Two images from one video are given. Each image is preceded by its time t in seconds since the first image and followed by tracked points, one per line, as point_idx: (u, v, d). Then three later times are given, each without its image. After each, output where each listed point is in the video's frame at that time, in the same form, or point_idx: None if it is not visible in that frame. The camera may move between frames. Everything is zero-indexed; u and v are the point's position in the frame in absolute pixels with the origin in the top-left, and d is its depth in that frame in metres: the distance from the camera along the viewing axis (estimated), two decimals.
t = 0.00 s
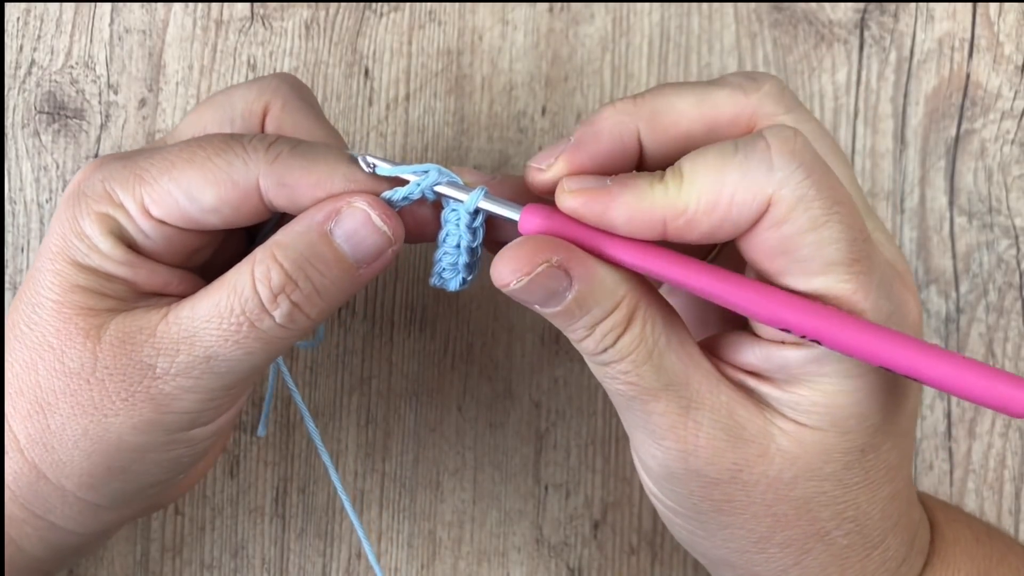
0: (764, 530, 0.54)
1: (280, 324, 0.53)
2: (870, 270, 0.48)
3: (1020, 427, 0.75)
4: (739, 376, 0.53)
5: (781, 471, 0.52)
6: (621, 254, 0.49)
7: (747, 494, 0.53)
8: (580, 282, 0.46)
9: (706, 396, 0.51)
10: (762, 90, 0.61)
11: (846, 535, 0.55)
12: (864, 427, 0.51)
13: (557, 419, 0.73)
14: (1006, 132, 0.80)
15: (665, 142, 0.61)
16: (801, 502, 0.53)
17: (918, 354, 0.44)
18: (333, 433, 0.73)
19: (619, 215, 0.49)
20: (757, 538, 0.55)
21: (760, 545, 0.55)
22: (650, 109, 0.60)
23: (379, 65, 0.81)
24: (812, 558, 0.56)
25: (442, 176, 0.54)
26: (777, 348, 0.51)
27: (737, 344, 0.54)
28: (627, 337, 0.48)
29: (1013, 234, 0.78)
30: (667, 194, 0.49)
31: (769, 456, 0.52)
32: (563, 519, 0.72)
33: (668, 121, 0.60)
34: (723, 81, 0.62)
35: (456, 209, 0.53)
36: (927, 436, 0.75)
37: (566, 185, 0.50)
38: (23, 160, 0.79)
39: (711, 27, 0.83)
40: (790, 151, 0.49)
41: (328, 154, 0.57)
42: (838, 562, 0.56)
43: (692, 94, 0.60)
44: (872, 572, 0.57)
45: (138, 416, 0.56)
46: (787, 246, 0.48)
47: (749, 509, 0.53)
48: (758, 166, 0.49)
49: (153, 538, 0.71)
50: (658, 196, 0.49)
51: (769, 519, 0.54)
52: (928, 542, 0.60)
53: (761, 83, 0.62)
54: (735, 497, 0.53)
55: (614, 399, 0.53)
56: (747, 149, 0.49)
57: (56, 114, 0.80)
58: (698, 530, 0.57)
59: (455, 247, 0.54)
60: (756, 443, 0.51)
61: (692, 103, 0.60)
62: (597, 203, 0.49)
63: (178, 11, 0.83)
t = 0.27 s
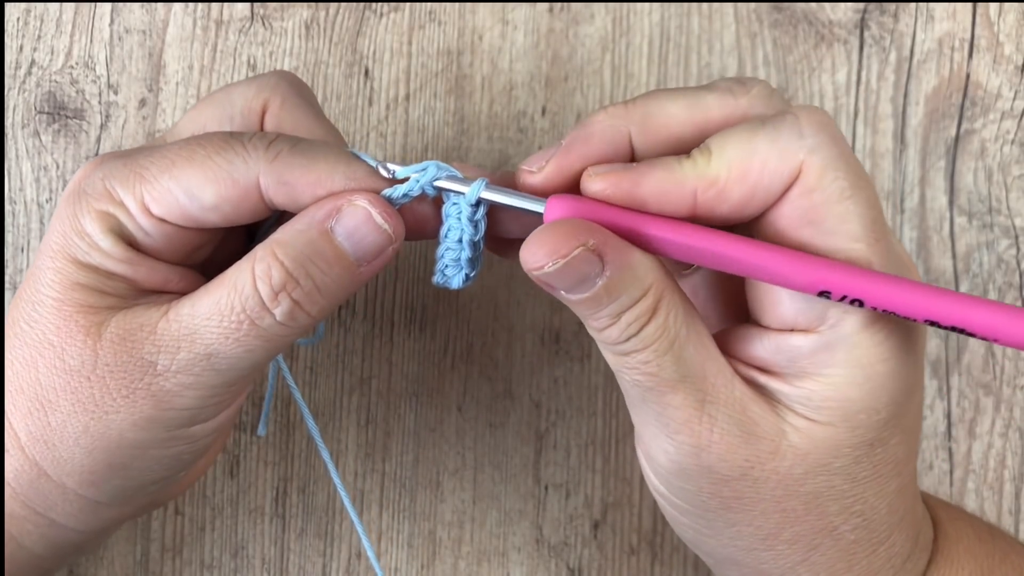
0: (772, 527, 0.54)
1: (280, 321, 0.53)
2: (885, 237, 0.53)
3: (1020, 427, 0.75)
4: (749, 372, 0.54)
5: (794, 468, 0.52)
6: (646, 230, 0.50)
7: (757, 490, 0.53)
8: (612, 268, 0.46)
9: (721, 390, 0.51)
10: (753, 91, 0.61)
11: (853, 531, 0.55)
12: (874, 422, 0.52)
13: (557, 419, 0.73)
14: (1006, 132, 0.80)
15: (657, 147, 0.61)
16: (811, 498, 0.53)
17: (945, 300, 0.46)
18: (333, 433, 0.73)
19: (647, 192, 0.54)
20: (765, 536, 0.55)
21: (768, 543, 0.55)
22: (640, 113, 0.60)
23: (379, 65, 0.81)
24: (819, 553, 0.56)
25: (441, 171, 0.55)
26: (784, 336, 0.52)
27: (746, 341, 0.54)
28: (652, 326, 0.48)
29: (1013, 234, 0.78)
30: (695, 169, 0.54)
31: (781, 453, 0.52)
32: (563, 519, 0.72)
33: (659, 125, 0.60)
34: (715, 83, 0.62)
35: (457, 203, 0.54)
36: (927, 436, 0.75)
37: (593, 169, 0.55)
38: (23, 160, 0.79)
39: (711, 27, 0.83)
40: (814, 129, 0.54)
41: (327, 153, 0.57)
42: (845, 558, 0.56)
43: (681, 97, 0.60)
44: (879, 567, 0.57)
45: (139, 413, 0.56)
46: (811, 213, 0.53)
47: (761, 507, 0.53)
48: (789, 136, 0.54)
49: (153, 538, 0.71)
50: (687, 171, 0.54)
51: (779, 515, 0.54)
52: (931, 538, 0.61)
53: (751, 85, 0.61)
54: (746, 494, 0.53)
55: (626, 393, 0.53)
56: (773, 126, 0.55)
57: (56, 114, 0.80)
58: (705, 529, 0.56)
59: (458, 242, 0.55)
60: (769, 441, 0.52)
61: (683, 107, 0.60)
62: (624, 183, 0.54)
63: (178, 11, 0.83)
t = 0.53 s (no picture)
0: (779, 525, 0.54)
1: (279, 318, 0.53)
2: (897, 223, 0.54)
3: (1020, 427, 0.75)
4: (757, 368, 0.54)
5: (803, 465, 0.52)
6: (669, 208, 0.51)
7: (765, 488, 0.53)
8: (642, 252, 0.46)
9: (735, 384, 0.51)
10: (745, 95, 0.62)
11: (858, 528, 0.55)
12: (881, 418, 0.52)
13: (557, 419, 0.73)
14: (1006, 132, 0.80)
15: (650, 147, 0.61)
16: (818, 495, 0.54)
17: (973, 260, 0.47)
18: (333, 433, 0.73)
19: (667, 174, 0.55)
20: (773, 534, 0.54)
21: (777, 541, 0.55)
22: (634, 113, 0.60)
23: (379, 65, 0.81)
24: (827, 550, 0.55)
25: (440, 167, 0.55)
26: (791, 329, 0.53)
27: (753, 338, 0.55)
28: (674, 315, 0.47)
29: (1013, 234, 0.78)
30: (714, 152, 0.55)
31: (791, 451, 0.52)
32: (563, 519, 0.72)
33: (653, 125, 0.60)
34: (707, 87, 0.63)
35: (458, 199, 0.55)
36: (927, 436, 0.75)
37: (612, 157, 0.56)
38: (23, 160, 0.79)
39: (711, 28, 0.83)
40: (835, 115, 0.55)
41: (325, 150, 0.57)
42: (851, 554, 0.56)
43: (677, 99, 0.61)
44: (885, 564, 0.56)
45: (139, 410, 0.56)
46: (828, 197, 0.54)
47: (771, 505, 0.53)
48: (811, 121, 0.55)
49: (153, 538, 0.71)
50: (706, 155, 0.55)
51: (787, 514, 0.54)
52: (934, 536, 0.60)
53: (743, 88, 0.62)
54: (756, 492, 0.53)
55: (637, 390, 0.52)
56: (793, 112, 0.56)
57: (56, 114, 0.80)
58: (712, 529, 0.56)
59: (461, 238, 0.55)
60: (779, 438, 0.52)
61: (677, 108, 0.61)
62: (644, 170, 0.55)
63: (178, 11, 0.83)
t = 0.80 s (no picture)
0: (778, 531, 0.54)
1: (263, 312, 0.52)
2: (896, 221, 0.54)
3: (1020, 427, 0.75)
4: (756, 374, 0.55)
5: (803, 471, 0.52)
6: (667, 205, 0.51)
7: (764, 493, 0.53)
8: (646, 243, 0.46)
9: (739, 388, 0.51)
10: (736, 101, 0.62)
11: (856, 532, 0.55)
12: (875, 424, 0.52)
13: (557, 419, 0.73)
14: (1006, 132, 0.80)
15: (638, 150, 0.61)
16: (819, 498, 0.53)
17: (971, 248, 0.47)
18: (333, 433, 0.73)
19: (667, 170, 0.55)
20: (774, 539, 0.54)
21: (776, 548, 0.55)
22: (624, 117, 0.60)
23: (379, 65, 0.81)
24: (823, 557, 0.55)
25: (433, 172, 0.55)
26: (785, 330, 0.53)
27: (748, 338, 0.55)
28: (678, 313, 0.47)
29: (1013, 234, 0.78)
30: (712, 151, 0.55)
31: (791, 457, 0.52)
32: (563, 519, 0.72)
33: (642, 128, 0.60)
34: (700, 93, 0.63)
35: (452, 202, 0.55)
36: (927, 436, 0.75)
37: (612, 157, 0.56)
38: (23, 160, 0.79)
39: (711, 27, 0.83)
40: (834, 114, 0.55)
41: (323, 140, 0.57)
42: (847, 562, 0.56)
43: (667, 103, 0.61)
44: (880, 571, 0.56)
45: (131, 401, 0.55)
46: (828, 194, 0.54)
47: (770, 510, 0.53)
48: (810, 118, 0.55)
49: (153, 538, 0.71)
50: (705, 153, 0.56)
51: (786, 518, 0.54)
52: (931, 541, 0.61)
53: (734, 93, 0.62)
54: (755, 498, 0.53)
55: (638, 393, 0.52)
56: (792, 110, 0.56)
57: (56, 114, 0.80)
58: (714, 537, 0.55)
59: (456, 241, 0.55)
60: (779, 443, 0.52)
61: (668, 112, 0.61)
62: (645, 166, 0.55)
63: (178, 11, 0.83)
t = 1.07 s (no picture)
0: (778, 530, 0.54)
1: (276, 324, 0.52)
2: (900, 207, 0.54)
3: (1020, 427, 0.75)
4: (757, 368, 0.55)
5: (805, 467, 0.52)
6: (671, 190, 0.52)
7: (766, 489, 0.52)
8: (651, 223, 0.46)
9: (743, 381, 0.51)
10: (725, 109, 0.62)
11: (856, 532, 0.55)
12: (875, 414, 0.52)
13: (557, 419, 0.73)
14: (1006, 132, 0.80)
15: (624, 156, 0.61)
16: (819, 494, 0.53)
17: (974, 206, 0.47)
18: (333, 433, 0.73)
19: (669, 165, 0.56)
20: (774, 538, 0.54)
21: (775, 546, 0.55)
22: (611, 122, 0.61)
23: (379, 65, 0.81)
24: (823, 556, 0.55)
25: (439, 178, 0.56)
26: (786, 319, 0.54)
27: (751, 329, 0.56)
28: (683, 302, 0.47)
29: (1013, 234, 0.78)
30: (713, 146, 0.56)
31: (793, 451, 0.52)
32: (563, 519, 0.72)
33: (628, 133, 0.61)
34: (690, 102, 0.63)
35: (456, 208, 0.56)
36: (927, 436, 0.75)
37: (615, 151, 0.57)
38: (23, 160, 0.79)
39: (711, 27, 0.83)
40: (838, 102, 0.55)
41: (331, 150, 0.58)
42: (848, 560, 0.55)
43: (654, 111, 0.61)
44: (880, 572, 0.56)
45: (143, 408, 0.56)
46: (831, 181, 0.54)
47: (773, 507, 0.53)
48: (812, 106, 0.55)
49: (153, 538, 0.71)
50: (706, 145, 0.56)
51: (786, 517, 0.54)
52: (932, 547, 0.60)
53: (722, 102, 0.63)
54: (757, 493, 0.53)
55: (639, 387, 0.52)
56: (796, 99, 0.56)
57: (56, 114, 0.80)
58: (714, 534, 0.55)
59: (462, 246, 0.56)
60: (781, 438, 0.52)
61: (655, 117, 0.61)
62: (649, 160, 0.56)
63: (178, 11, 0.83)
